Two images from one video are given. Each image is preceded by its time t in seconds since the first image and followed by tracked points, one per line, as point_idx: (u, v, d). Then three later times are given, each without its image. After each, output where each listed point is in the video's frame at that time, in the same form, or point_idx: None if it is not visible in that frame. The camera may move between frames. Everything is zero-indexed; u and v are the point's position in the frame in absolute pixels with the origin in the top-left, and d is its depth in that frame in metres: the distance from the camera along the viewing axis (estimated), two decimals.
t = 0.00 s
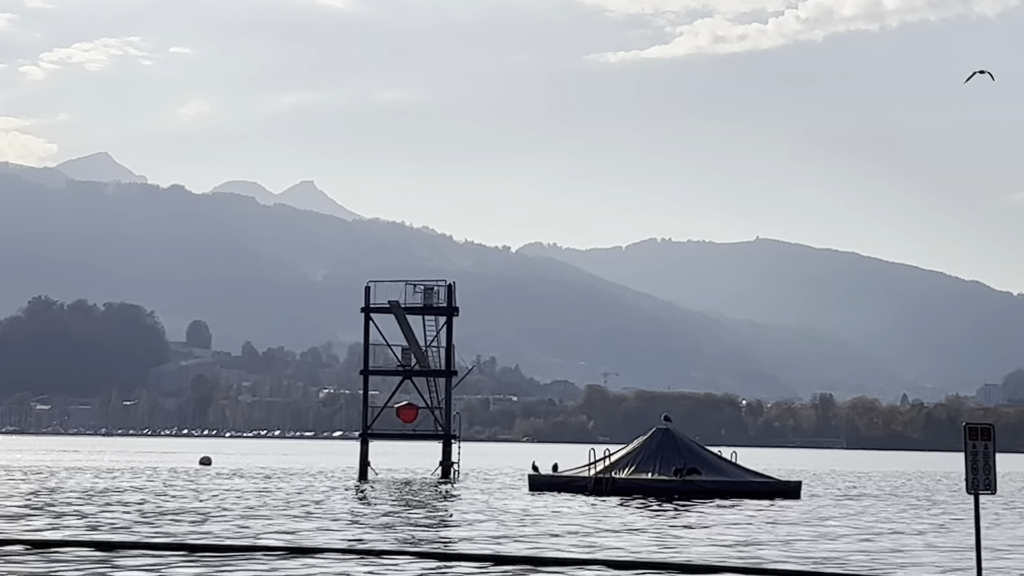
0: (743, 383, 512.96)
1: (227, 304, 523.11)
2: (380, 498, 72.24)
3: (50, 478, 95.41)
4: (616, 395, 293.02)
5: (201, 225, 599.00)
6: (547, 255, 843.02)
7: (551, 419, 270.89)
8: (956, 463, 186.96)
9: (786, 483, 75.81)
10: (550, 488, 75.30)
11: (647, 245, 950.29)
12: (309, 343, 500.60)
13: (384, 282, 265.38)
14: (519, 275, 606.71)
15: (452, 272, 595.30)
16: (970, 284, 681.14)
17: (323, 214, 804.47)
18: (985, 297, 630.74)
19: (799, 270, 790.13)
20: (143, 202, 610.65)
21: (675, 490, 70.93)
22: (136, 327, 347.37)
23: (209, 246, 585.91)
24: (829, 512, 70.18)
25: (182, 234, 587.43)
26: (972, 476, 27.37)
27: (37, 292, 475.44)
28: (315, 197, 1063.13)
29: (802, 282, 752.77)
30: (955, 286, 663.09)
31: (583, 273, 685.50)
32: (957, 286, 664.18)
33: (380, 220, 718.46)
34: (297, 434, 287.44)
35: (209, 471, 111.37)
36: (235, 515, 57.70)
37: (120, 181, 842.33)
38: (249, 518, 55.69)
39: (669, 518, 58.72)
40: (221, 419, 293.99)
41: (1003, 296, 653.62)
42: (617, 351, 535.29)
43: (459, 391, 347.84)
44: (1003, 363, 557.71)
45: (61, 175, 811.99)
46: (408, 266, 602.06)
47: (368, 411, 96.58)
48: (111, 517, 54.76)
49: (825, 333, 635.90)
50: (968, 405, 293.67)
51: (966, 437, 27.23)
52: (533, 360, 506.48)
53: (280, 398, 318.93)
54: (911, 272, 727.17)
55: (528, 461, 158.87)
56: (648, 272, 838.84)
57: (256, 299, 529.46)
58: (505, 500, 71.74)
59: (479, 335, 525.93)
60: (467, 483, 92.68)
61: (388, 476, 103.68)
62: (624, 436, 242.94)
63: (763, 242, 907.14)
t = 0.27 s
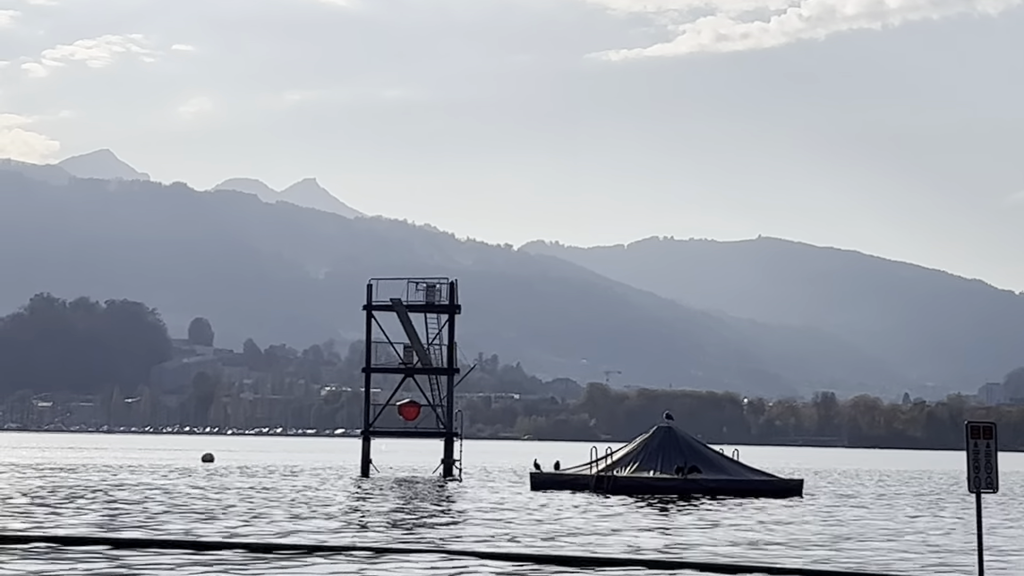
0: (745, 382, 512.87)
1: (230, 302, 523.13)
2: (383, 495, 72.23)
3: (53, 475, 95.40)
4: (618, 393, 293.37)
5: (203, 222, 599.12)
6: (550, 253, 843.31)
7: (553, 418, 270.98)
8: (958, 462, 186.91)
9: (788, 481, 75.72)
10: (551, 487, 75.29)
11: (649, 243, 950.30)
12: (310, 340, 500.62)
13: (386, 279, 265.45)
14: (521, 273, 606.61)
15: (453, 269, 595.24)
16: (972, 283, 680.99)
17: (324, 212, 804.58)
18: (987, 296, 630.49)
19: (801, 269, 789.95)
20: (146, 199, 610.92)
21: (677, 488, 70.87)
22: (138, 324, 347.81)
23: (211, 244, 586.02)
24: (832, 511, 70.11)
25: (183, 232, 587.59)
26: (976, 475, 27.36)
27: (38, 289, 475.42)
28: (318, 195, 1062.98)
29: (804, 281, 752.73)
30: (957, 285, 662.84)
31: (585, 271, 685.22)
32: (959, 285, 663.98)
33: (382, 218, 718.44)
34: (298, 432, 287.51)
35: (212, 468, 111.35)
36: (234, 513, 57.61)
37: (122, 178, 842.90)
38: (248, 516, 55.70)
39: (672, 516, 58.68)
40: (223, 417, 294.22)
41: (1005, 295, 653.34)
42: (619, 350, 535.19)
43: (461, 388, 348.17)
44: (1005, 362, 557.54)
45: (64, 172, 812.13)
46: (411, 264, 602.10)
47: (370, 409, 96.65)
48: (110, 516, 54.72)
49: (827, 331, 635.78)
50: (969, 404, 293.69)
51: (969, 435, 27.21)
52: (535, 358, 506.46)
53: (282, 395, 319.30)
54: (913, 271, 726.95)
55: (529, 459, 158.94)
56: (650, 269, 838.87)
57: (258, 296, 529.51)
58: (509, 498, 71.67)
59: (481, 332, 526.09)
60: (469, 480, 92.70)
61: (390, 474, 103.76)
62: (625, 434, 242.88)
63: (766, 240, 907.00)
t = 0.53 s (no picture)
0: (746, 381, 512.79)
1: (232, 301, 522.99)
2: (384, 494, 72.22)
3: (55, 473, 95.38)
4: (619, 392, 293.59)
5: (205, 220, 599.00)
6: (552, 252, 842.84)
7: (554, 416, 271.18)
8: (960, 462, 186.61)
9: (790, 480, 75.67)
10: (553, 486, 75.36)
11: (651, 241, 950.20)
12: (312, 339, 500.52)
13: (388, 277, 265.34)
14: (523, 272, 606.49)
15: (455, 268, 595.11)
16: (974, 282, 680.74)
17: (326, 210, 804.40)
18: (989, 295, 630.50)
19: (802, 268, 789.71)
20: (147, 197, 610.86)
21: (679, 487, 70.90)
22: (140, 321, 348.14)
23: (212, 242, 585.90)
24: (834, 510, 70.07)
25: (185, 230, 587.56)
26: (976, 474, 27.39)
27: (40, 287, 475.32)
28: (320, 193, 1062.78)
29: (806, 280, 752.35)
30: (958, 284, 662.80)
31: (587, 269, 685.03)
32: (961, 284, 663.96)
33: (384, 215, 718.55)
34: (300, 430, 287.59)
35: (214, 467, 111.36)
36: (234, 511, 57.64)
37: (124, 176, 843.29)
38: (247, 514, 55.80)
39: (673, 515, 58.68)
40: (225, 415, 294.29)
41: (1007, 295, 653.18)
42: (620, 349, 535.01)
43: (462, 387, 348.56)
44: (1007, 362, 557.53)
45: (65, 170, 811.99)
46: (412, 262, 601.85)
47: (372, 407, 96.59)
48: (110, 514, 54.75)
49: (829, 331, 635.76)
50: (970, 403, 293.86)
51: (970, 434, 27.22)
52: (537, 357, 506.53)
53: (283, 393, 319.74)
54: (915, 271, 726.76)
55: (530, 458, 159.03)
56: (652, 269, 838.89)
57: (260, 295, 529.32)
58: (511, 496, 71.63)
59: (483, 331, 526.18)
60: (471, 479, 92.65)
61: (391, 473, 103.88)
62: (626, 433, 242.76)
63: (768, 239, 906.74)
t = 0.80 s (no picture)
0: (748, 381, 512.85)
1: (234, 301, 523.09)
2: (386, 493, 72.13)
3: (54, 471, 95.28)
4: (622, 392, 293.37)
5: (207, 220, 599.32)
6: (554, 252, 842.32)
7: (556, 416, 271.13)
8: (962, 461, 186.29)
9: (792, 480, 75.57)
10: (554, 486, 75.35)
11: (654, 241, 950.06)
12: (314, 338, 500.59)
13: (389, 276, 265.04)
14: (525, 271, 606.27)
15: (457, 267, 594.83)
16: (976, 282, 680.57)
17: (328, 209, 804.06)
18: (991, 295, 630.53)
19: (805, 268, 789.29)
20: (149, 197, 611.16)
21: (680, 487, 70.94)
22: (142, 321, 348.25)
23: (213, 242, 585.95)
24: (838, 509, 69.95)
25: (187, 230, 587.54)
26: (977, 474, 27.35)
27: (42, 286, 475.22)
28: (323, 193, 1062.80)
29: (809, 280, 752.14)
30: (960, 285, 662.82)
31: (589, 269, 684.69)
32: (963, 284, 664.01)
33: (386, 215, 718.54)
34: (302, 429, 287.60)
35: (216, 465, 111.20)
36: (234, 510, 57.51)
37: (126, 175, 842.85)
38: (246, 513, 55.68)
39: (674, 515, 58.68)
40: (227, 414, 294.59)
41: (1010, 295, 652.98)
42: (622, 348, 534.99)
43: (465, 386, 348.44)
44: (1009, 362, 557.49)
45: (67, 169, 811.63)
46: (414, 261, 602.02)
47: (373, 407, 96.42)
48: (111, 512, 54.69)
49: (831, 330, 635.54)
50: (972, 403, 293.60)
51: (970, 434, 27.24)
52: (539, 357, 506.29)
53: (286, 393, 319.87)
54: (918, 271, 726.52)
55: (533, 456, 158.93)
56: (653, 267, 838.54)
57: (262, 294, 529.31)
58: (513, 496, 71.49)
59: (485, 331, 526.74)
60: (473, 478, 92.31)
61: (393, 472, 103.74)
62: (628, 433, 242.68)
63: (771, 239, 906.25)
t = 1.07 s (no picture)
0: (750, 381, 512.79)
1: (236, 301, 522.95)
2: (386, 493, 72.21)
3: (54, 471, 95.27)
4: (623, 392, 293.20)
5: (209, 220, 599.38)
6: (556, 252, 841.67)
7: (557, 416, 271.22)
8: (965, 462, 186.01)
9: (793, 480, 75.65)
10: (555, 486, 75.39)
11: (655, 241, 949.73)
12: (316, 339, 500.50)
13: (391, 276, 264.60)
14: (526, 271, 605.97)
15: (458, 267, 594.73)
16: (977, 282, 680.39)
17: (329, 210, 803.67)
18: (992, 296, 630.37)
19: (806, 269, 788.91)
20: (151, 197, 611.04)
21: (681, 486, 71.02)
22: (143, 320, 348.11)
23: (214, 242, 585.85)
24: (837, 510, 70.03)
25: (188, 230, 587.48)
26: (979, 475, 27.36)
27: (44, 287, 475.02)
28: (323, 192, 1062.40)
29: (810, 281, 751.74)
30: (961, 286, 662.70)
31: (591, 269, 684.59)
32: (964, 285, 663.91)
33: (387, 215, 718.29)
34: (303, 429, 287.63)
35: (218, 465, 111.17)
36: (232, 510, 57.46)
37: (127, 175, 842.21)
38: (247, 514, 55.68)
39: (675, 514, 58.69)
40: (228, 414, 294.53)
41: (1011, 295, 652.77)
42: (623, 349, 534.72)
43: (466, 386, 348.25)
44: (1010, 362, 557.29)
45: (68, 169, 811.33)
46: (415, 261, 601.91)
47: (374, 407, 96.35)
48: (112, 513, 54.68)
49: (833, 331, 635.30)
50: (973, 403, 293.38)
51: (974, 434, 27.17)
52: (541, 358, 506.17)
53: (287, 393, 319.93)
54: (919, 272, 726.38)
55: (533, 456, 158.83)
56: (654, 268, 838.22)
57: (263, 294, 529.14)
58: (513, 496, 71.50)
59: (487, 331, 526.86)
60: (473, 479, 92.32)
61: (394, 472, 103.68)
62: (630, 433, 242.60)
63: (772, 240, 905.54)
